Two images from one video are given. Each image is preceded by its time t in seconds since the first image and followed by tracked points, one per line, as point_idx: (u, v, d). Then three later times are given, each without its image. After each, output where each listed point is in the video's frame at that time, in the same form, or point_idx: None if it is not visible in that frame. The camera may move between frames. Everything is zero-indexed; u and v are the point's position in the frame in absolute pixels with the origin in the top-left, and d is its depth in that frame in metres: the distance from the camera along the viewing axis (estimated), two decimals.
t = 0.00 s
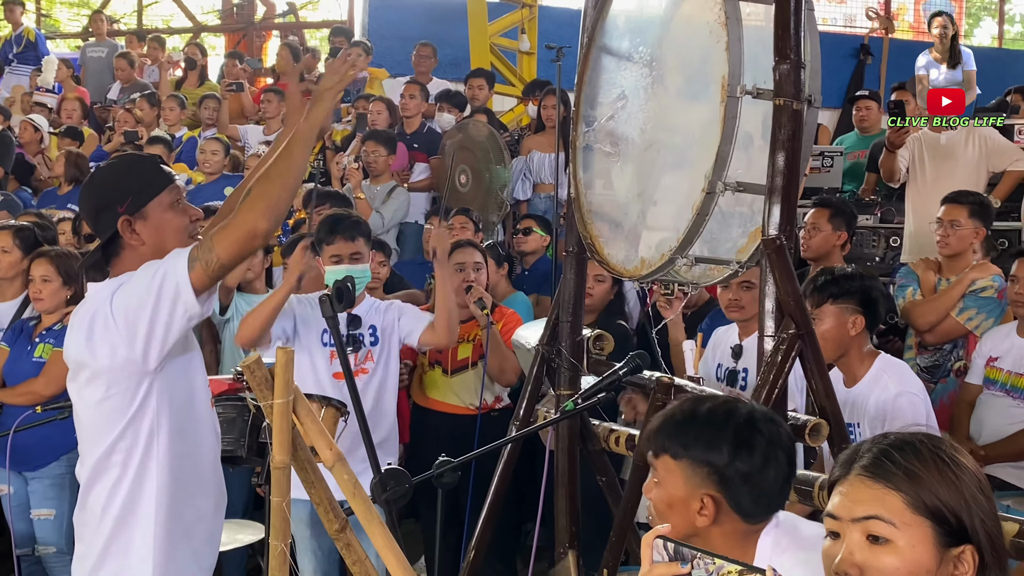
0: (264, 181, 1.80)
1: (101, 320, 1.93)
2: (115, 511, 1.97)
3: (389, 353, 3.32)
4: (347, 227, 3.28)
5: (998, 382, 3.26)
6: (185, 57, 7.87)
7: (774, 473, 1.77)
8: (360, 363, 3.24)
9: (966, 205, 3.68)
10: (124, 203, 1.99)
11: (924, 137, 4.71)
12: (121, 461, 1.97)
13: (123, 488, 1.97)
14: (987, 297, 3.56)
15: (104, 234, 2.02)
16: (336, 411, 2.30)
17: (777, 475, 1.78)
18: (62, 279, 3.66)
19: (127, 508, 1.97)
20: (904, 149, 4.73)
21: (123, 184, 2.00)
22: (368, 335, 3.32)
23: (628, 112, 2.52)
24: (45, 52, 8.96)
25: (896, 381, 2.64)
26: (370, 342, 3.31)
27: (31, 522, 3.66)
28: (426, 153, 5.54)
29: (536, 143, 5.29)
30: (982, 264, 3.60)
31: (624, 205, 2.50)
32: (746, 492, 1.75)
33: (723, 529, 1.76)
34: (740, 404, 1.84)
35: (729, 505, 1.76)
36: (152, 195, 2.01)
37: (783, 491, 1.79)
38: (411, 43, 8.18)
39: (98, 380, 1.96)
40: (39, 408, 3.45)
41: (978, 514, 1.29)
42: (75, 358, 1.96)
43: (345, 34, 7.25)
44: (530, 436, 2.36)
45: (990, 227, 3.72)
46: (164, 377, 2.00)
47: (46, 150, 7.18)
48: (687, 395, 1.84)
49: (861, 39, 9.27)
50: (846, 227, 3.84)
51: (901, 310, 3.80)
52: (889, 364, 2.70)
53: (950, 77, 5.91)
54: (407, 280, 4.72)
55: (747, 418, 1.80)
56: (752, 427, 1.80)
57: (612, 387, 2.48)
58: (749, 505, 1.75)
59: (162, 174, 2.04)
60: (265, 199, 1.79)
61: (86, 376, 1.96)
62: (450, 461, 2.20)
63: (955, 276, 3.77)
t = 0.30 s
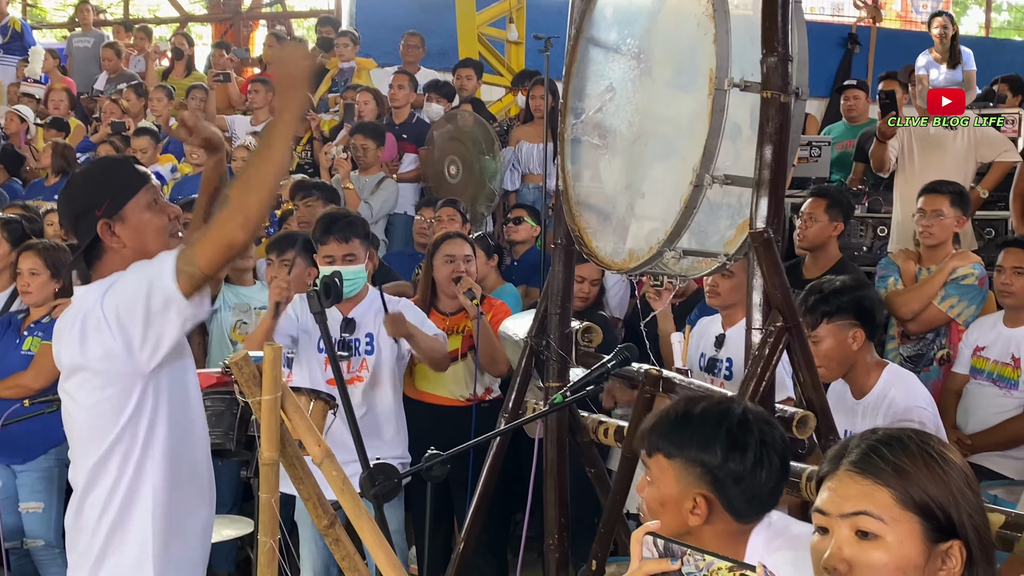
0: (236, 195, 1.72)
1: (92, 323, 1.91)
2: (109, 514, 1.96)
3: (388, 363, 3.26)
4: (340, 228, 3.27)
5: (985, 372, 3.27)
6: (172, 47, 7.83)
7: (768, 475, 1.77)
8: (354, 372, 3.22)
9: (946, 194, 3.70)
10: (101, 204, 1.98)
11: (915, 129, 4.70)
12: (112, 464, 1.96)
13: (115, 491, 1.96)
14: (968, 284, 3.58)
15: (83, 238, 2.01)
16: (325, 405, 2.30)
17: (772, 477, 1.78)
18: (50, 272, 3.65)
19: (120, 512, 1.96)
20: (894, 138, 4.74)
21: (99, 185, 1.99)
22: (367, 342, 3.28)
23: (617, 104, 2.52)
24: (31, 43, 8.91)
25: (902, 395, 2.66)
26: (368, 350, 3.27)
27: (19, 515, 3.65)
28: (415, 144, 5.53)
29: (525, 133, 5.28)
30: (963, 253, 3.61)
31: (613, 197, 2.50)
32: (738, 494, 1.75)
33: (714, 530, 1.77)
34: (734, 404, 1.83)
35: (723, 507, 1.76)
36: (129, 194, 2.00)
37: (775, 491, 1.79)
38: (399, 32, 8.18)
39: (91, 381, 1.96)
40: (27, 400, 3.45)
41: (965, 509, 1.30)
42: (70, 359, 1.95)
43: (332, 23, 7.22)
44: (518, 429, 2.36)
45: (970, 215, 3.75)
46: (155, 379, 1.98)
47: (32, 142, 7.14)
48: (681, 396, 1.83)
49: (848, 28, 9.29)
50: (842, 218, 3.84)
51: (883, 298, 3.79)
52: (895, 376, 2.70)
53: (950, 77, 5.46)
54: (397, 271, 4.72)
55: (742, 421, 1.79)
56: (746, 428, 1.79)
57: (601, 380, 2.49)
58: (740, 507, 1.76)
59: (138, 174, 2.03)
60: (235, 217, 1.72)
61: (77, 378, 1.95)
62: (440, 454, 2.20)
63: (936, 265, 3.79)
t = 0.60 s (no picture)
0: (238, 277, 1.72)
1: (78, 348, 1.78)
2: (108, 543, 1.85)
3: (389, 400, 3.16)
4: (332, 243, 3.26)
5: (968, 369, 3.30)
6: (157, 46, 7.81)
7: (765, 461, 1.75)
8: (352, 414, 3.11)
9: (928, 192, 3.72)
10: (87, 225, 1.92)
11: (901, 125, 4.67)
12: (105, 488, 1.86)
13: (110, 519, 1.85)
14: (952, 282, 3.60)
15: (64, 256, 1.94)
16: (311, 408, 2.29)
17: (767, 465, 1.76)
18: (35, 274, 3.64)
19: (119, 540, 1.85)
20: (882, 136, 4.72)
21: (88, 206, 1.93)
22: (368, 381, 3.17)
23: (603, 107, 2.53)
24: (14, 41, 8.87)
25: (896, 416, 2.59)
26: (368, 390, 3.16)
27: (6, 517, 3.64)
28: (402, 142, 5.53)
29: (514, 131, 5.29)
30: (944, 250, 3.64)
31: (599, 199, 2.52)
32: (733, 478, 1.73)
33: (707, 517, 1.74)
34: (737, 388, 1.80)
35: (719, 491, 1.73)
36: (117, 219, 1.93)
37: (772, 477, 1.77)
38: (386, 30, 8.19)
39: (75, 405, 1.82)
40: (14, 403, 3.44)
41: (949, 517, 1.32)
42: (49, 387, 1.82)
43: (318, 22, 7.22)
44: (505, 431, 2.37)
45: (950, 214, 3.78)
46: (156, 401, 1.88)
47: (16, 142, 7.11)
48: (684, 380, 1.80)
49: (833, 25, 9.33)
50: (835, 219, 3.86)
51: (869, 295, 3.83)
52: (901, 390, 2.62)
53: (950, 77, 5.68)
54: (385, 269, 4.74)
55: (746, 407, 1.77)
56: (750, 415, 1.76)
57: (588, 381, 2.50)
58: (736, 490, 1.73)
59: (130, 199, 1.97)
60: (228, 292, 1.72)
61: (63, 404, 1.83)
62: (428, 457, 2.20)
63: (918, 264, 3.81)
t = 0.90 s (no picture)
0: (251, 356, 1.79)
1: (70, 367, 1.93)
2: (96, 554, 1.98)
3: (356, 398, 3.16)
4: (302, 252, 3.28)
5: (949, 374, 3.31)
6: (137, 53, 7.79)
7: (754, 434, 1.79)
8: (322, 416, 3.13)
9: (912, 199, 3.78)
10: (81, 231, 2.01)
11: (884, 128, 4.64)
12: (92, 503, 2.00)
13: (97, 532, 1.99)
14: (936, 288, 3.64)
15: (59, 260, 2.04)
16: (297, 419, 2.29)
17: (757, 438, 1.80)
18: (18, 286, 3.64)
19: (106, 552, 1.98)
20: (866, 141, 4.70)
21: (83, 212, 2.02)
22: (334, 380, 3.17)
23: (585, 117, 2.54)
24: None
25: (900, 383, 2.61)
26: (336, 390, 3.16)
27: None
28: (383, 149, 5.54)
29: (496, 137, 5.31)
30: (928, 256, 3.69)
31: (581, 210, 2.52)
32: (723, 450, 1.76)
33: (700, 487, 1.77)
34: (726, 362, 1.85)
35: (709, 462, 1.77)
36: (110, 223, 2.03)
37: (762, 447, 1.81)
38: (367, 37, 8.18)
39: (65, 423, 1.98)
40: None
41: (929, 529, 1.33)
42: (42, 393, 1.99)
43: (299, 29, 7.22)
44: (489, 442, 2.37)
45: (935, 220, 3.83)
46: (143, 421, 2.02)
47: None
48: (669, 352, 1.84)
49: (814, 30, 9.37)
50: (830, 225, 3.91)
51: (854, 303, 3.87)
52: (907, 359, 2.65)
53: (950, 77, 5.84)
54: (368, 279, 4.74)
55: (735, 379, 1.81)
56: (739, 389, 1.80)
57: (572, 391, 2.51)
58: (726, 465, 1.77)
59: (123, 203, 2.06)
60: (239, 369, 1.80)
61: (54, 422, 1.98)
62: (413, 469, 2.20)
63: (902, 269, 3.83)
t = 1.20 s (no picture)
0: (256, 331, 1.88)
1: (69, 367, 1.96)
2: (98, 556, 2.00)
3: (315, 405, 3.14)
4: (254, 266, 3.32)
5: (927, 373, 3.34)
6: (114, 57, 7.75)
7: (731, 407, 1.80)
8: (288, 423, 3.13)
9: (893, 200, 3.83)
10: (85, 236, 2.03)
11: (862, 129, 4.67)
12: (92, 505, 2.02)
13: (98, 533, 2.01)
14: (915, 289, 3.68)
15: (61, 264, 2.05)
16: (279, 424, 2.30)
17: (733, 411, 1.81)
18: None
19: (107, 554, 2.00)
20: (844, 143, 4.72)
21: (87, 217, 2.04)
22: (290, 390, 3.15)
23: (564, 122, 2.56)
24: None
25: (880, 381, 2.61)
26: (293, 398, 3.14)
27: None
28: (361, 152, 5.53)
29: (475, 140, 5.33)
30: (908, 257, 3.74)
31: (561, 213, 2.54)
32: (703, 426, 1.77)
33: (683, 466, 1.76)
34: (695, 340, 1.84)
35: (692, 439, 1.76)
36: (114, 230, 2.05)
37: (736, 420, 1.82)
38: (345, 41, 8.18)
39: (64, 426, 1.99)
40: None
41: (914, 528, 1.34)
42: (40, 397, 1.99)
43: (277, 33, 7.21)
44: (472, 446, 2.37)
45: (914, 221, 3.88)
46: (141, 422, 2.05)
47: None
48: (646, 332, 1.84)
49: (789, 32, 9.42)
50: (812, 226, 3.94)
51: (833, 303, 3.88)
52: (891, 361, 2.64)
53: (950, 77, 6.03)
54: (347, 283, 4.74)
55: (705, 355, 1.81)
56: (710, 364, 1.81)
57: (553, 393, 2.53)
58: (708, 440, 1.77)
59: (128, 212, 2.08)
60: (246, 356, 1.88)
61: (53, 425, 1.99)
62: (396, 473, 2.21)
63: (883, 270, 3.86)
